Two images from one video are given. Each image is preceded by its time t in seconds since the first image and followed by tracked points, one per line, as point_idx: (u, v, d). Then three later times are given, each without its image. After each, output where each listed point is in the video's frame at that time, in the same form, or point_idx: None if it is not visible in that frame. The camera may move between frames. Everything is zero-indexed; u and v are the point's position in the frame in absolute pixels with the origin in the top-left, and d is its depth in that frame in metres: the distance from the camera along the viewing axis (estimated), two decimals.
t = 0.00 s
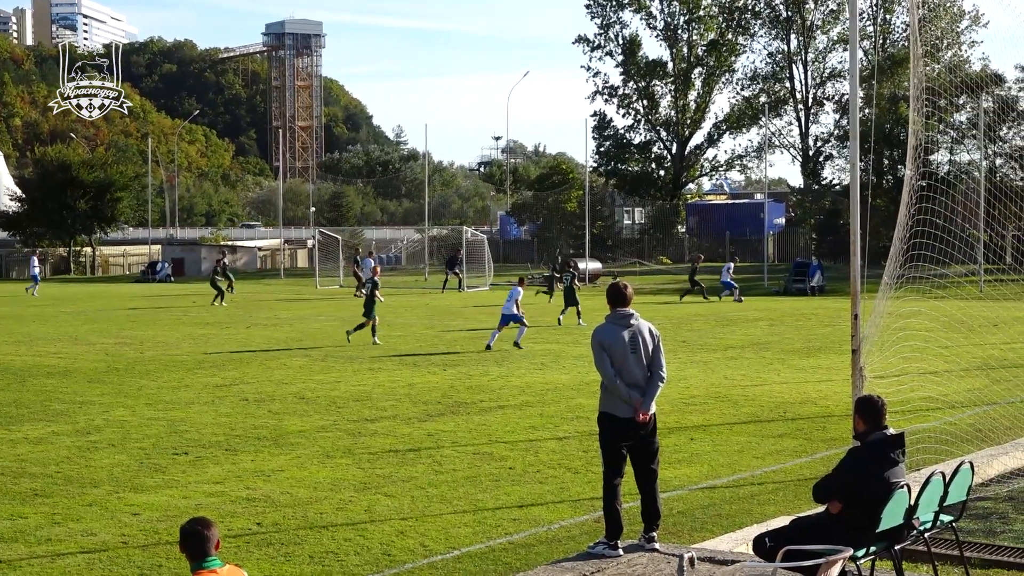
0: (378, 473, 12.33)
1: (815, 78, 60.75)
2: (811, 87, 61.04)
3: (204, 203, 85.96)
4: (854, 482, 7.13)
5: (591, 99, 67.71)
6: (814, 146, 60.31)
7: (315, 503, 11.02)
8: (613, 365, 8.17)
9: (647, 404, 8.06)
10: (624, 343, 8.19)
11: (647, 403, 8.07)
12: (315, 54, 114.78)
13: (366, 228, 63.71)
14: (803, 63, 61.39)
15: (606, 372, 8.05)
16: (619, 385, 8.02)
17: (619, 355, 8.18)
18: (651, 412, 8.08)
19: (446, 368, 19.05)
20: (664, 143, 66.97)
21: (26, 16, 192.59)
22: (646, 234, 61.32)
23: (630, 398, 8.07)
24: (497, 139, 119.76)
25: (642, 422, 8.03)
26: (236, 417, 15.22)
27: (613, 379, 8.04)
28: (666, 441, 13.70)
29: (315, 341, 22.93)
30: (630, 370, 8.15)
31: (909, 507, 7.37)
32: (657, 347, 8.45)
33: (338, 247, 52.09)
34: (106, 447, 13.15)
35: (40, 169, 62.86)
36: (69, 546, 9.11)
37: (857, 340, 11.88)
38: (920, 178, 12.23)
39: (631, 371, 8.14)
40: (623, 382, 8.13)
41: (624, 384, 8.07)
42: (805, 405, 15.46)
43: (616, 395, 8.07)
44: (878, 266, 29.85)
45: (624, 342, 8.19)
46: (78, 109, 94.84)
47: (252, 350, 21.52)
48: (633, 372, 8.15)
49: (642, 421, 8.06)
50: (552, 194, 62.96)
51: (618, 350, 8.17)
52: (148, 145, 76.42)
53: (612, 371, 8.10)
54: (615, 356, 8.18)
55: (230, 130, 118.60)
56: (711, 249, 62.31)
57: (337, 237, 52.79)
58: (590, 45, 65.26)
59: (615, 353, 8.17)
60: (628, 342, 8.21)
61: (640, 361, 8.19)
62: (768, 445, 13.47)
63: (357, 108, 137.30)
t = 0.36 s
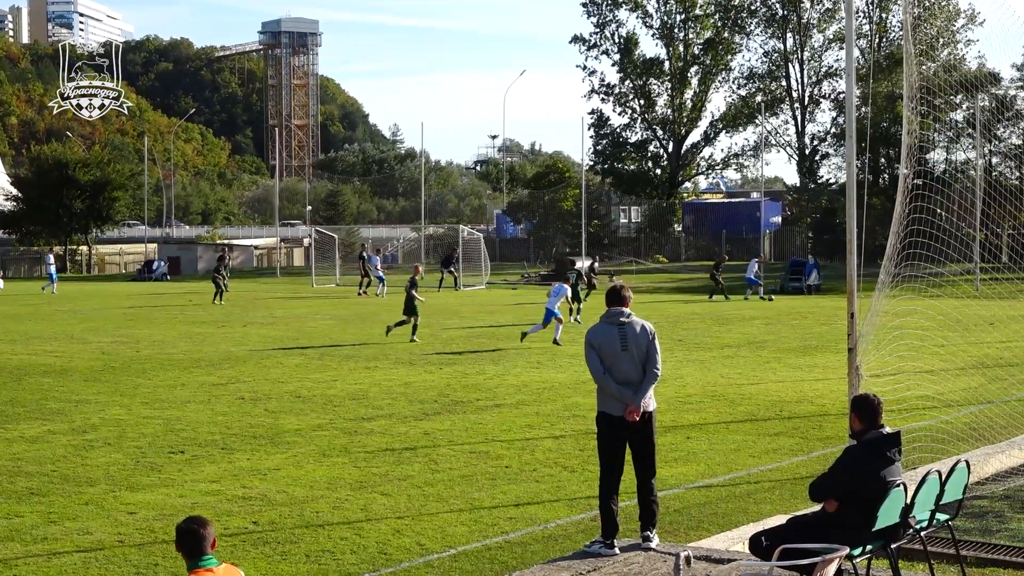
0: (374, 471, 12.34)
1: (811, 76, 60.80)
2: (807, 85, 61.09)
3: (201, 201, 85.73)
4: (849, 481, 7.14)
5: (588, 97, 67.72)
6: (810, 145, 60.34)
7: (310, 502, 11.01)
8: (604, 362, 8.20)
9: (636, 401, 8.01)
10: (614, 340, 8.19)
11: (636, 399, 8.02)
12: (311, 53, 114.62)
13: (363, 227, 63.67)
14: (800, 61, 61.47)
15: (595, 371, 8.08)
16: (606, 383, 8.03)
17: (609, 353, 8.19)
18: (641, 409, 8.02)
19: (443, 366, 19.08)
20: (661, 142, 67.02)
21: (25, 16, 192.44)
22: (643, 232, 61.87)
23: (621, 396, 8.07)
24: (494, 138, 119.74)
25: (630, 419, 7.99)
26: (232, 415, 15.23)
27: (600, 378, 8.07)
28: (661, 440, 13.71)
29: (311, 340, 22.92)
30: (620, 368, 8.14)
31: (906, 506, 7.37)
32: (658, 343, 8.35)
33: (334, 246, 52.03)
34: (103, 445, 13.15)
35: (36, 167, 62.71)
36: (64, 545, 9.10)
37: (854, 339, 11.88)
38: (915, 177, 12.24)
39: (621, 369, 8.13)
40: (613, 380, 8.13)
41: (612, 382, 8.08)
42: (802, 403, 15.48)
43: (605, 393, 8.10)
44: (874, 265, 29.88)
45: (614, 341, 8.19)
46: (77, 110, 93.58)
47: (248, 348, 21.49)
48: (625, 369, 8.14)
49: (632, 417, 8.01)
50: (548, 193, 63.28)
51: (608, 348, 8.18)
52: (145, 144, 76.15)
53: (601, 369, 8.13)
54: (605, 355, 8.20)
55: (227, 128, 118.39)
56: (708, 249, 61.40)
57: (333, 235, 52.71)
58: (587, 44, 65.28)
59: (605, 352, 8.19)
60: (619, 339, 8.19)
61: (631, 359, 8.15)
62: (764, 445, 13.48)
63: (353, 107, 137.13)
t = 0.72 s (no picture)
0: (369, 471, 12.34)
1: (805, 76, 60.86)
2: (802, 85, 61.14)
3: (194, 200, 85.60)
4: (847, 480, 7.16)
5: (581, 97, 67.80)
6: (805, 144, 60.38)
7: (304, 502, 11.01)
8: (612, 360, 8.21)
9: (636, 401, 8.00)
10: (623, 339, 8.20)
11: (638, 401, 8.00)
12: (305, 53, 114.51)
13: (356, 226, 63.67)
14: (793, 61, 61.54)
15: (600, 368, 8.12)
16: (610, 381, 8.07)
17: (617, 352, 8.20)
18: (640, 410, 8.00)
19: (437, 366, 19.09)
20: (655, 142, 67.05)
21: (18, 16, 191.96)
22: (637, 232, 61.68)
23: (624, 395, 8.09)
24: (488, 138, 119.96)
25: (629, 419, 8.00)
26: (226, 415, 15.22)
27: (605, 374, 8.12)
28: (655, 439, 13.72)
29: (305, 340, 22.91)
30: (627, 366, 8.14)
31: (900, 506, 7.38)
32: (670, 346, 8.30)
33: (329, 245, 52.00)
34: (97, 446, 13.14)
35: (29, 166, 62.56)
36: (58, 545, 9.10)
37: (847, 338, 11.91)
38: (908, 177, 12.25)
39: (628, 368, 8.14)
40: (618, 378, 8.16)
41: (616, 380, 8.11)
42: (796, 403, 15.49)
43: (608, 390, 8.14)
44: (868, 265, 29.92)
45: (624, 341, 8.20)
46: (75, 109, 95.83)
47: (242, 348, 21.44)
48: (632, 368, 8.14)
49: (632, 417, 8.01)
50: (543, 193, 63.54)
51: (617, 347, 8.19)
52: (138, 143, 76.01)
53: (606, 366, 8.17)
54: (614, 352, 8.22)
55: (221, 128, 118.28)
56: (702, 248, 61.84)
57: (327, 235, 52.70)
58: (580, 44, 65.30)
59: (614, 349, 8.22)
60: (629, 338, 8.21)
61: (638, 359, 8.14)
62: (758, 444, 13.50)
63: (347, 107, 137.02)
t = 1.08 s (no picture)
0: (350, 472, 12.32)
1: (786, 76, 61.06)
2: (783, 85, 61.36)
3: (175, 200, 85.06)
4: (827, 480, 7.17)
5: (563, 97, 67.84)
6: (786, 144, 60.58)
7: (286, 503, 10.97)
8: (601, 359, 8.29)
9: (615, 400, 8.03)
10: (612, 337, 8.24)
11: (617, 399, 8.03)
12: (286, 53, 114.01)
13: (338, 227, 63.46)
14: (774, 61, 61.73)
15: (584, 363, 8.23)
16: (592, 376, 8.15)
17: (605, 350, 8.26)
18: (619, 408, 8.02)
19: (417, 366, 19.06)
20: (636, 142, 67.11)
21: None
22: (618, 232, 61.47)
23: (605, 392, 8.14)
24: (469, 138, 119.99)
25: (607, 416, 8.05)
26: (207, 416, 15.14)
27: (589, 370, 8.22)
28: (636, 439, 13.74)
29: (286, 340, 22.82)
30: (612, 366, 8.19)
31: (879, 505, 7.41)
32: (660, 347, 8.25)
33: (311, 246, 51.89)
34: (76, 447, 13.05)
35: (9, 167, 62.22)
36: (37, 547, 9.03)
37: (828, 339, 11.95)
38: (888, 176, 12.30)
39: (613, 367, 8.18)
40: (604, 376, 8.21)
41: (600, 377, 8.17)
42: (776, 403, 15.54)
43: (591, 387, 8.21)
44: (848, 264, 30.04)
45: (612, 339, 8.25)
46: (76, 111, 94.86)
47: (222, 349, 21.37)
48: (617, 367, 8.18)
49: (611, 415, 8.05)
50: (525, 193, 63.32)
51: (604, 344, 8.24)
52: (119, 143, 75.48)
53: (592, 363, 8.25)
54: (602, 351, 8.28)
55: (202, 128, 117.68)
56: (683, 249, 62.09)
57: (308, 236, 52.48)
58: (561, 44, 65.34)
59: (602, 347, 8.27)
60: (617, 337, 8.24)
61: (623, 358, 8.16)
62: (739, 444, 13.54)
63: (328, 108, 136.58)
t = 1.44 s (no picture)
0: (312, 473, 12.21)
1: (747, 78, 61.55)
2: (743, 86, 61.80)
3: (135, 201, 84.09)
4: (787, 480, 7.20)
5: (524, 99, 68.02)
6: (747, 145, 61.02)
7: (246, 504, 10.86)
8: (559, 361, 8.26)
9: (576, 402, 8.03)
10: (568, 339, 8.23)
11: (578, 401, 8.02)
12: (247, 54, 113.15)
13: (300, 228, 63.08)
14: (735, 62, 62.13)
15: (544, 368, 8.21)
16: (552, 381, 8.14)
17: (563, 353, 8.24)
18: (582, 410, 8.01)
19: (379, 367, 18.97)
20: (598, 143, 67.29)
21: None
22: (580, 233, 62.06)
23: (566, 395, 8.13)
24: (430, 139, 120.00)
25: (570, 419, 8.04)
26: (167, 418, 14.96)
27: (549, 375, 8.20)
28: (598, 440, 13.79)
29: (248, 341, 22.63)
30: (570, 368, 8.18)
31: (839, 505, 7.43)
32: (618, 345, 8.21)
33: (272, 246, 51.58)
34: (34, 450, 12.84)
35: None
36: None
37: (788, 338, 12.01)
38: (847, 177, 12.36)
39: (571, 369, 8.17)
40: (564, 379, 8.21)
41: (560, 380, 8.17)
42: (737, 403, 15.61)
43: (552, 391, 8.21)
44: (807, 265, 30.30)
45: (569, 341, 8.22)
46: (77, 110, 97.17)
47: (182, 350, 21.15)
48: (575, 368, 8.17)
49: (574, 418, 8.06)
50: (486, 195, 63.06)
51: (561, 347, 8.23)
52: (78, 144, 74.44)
53: (552, 366, 8.25)
54: (560, 353, 8.27)
55: (162, 129, 116.52)
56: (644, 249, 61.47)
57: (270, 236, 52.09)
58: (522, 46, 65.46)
59: (560, 349, 8.26)
60: (573, 339, 8.23)
61: (580, 359, 8.14)
62: (700, 444, 13.58)
63: (290, 109, 135.73)
